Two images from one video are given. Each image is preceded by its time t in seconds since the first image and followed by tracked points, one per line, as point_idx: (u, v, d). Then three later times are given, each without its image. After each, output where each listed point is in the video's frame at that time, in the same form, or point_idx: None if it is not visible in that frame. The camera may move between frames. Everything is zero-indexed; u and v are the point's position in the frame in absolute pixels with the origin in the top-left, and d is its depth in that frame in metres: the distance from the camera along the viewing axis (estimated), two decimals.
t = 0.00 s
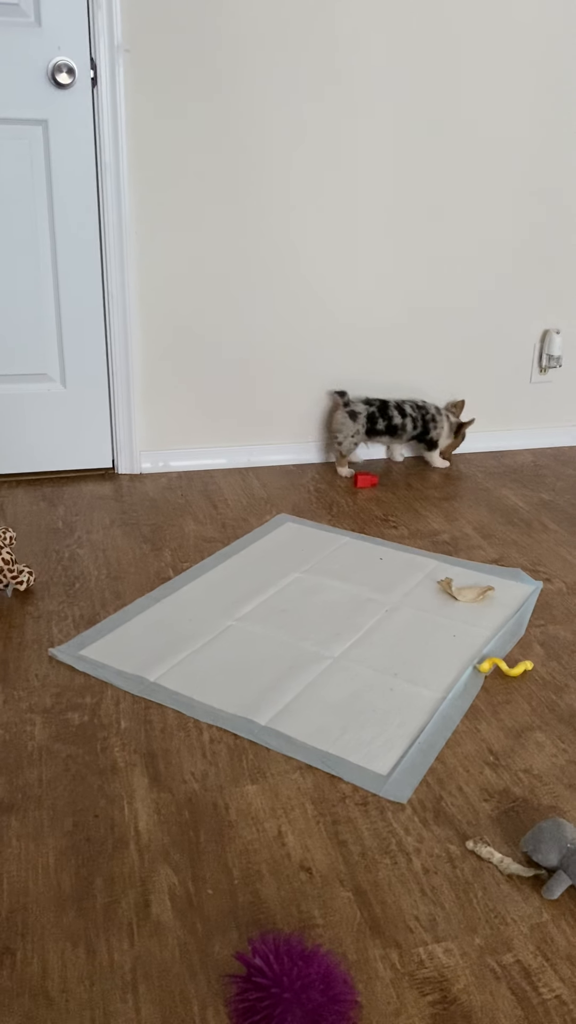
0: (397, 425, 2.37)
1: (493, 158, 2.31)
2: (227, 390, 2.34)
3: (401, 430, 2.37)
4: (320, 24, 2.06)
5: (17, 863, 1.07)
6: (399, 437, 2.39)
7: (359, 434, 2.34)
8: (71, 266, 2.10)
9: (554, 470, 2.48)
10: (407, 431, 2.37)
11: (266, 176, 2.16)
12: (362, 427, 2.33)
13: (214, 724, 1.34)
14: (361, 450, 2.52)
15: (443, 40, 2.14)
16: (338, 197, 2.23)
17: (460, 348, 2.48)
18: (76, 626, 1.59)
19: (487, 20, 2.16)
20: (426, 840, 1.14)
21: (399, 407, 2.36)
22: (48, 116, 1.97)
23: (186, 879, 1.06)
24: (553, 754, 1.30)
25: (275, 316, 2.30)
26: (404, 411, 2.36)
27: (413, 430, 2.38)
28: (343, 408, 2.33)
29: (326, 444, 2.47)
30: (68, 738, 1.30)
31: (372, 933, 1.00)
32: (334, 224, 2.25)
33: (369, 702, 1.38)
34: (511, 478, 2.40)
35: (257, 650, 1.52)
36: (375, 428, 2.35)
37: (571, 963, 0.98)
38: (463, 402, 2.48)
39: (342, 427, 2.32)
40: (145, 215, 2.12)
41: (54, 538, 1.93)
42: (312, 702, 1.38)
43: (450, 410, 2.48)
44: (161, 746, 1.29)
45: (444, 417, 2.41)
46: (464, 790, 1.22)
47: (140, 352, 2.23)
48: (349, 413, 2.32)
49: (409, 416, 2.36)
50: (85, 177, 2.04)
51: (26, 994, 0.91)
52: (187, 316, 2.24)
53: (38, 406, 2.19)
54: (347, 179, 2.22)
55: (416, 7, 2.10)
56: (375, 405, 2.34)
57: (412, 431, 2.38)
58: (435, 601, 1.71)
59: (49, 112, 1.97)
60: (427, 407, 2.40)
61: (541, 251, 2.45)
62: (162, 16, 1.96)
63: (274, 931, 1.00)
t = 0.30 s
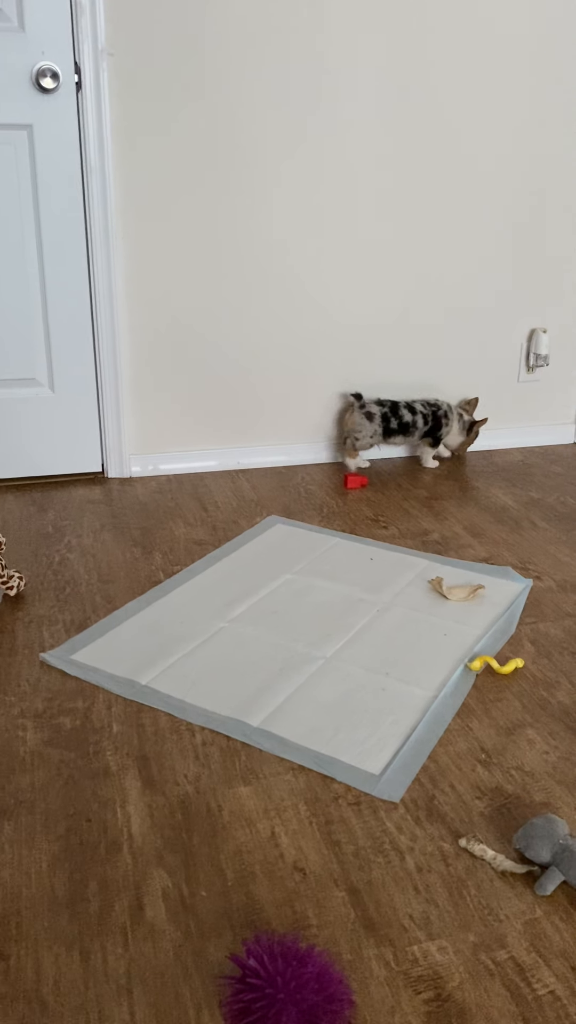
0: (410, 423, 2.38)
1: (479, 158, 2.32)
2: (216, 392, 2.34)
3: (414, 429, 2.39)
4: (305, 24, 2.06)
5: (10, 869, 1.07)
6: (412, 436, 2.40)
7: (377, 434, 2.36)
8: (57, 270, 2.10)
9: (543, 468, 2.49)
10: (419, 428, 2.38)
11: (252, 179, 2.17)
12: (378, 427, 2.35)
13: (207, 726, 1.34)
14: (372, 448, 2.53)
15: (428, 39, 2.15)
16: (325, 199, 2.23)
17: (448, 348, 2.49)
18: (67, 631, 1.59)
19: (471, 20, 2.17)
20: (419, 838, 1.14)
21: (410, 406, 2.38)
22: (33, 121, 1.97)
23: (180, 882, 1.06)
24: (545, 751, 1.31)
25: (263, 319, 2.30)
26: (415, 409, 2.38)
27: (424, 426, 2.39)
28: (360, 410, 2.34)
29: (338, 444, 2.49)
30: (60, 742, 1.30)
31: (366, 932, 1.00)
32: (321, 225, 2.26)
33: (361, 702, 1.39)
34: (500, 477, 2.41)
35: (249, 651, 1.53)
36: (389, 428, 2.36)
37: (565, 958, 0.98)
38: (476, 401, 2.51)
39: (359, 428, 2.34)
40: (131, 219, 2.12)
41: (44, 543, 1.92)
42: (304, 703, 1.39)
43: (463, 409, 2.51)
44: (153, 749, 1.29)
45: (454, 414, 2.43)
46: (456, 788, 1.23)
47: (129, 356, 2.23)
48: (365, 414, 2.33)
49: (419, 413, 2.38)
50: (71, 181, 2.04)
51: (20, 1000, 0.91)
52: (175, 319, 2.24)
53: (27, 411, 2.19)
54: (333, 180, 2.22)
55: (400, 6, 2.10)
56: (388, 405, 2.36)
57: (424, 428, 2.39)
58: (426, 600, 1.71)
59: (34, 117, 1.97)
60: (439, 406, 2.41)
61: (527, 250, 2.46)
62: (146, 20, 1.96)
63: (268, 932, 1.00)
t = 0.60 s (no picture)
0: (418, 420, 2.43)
1: (458, 157, 2.33)
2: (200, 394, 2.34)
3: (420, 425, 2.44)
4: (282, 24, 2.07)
5: None
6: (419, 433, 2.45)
7: (388, 433, 2.39)
8: (38, 273, 2.09)
9: (526, 465, 2.51)
10: (426, 425, 2.43)
11: (233, 180, 2.17)
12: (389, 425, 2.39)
13: (193, 726, 1.34)
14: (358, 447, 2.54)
15: (407, 38, 2.16)
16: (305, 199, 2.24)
17: (430, 347, 2.50)
18: (52, 634, 1.59)
19: (448, 19, 2.18)
20: (405, 834, 1.14)
21: (418, 402, 2.43)
22: (12, 125, 1.96)
23: (167, 882, 1.06)
24: (530, 745, 1.31)
25: (245, 320, 2.30)
26: (423, 406, 2.43)
27: (431, 423, 2.44)
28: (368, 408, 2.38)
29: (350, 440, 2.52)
30: (46, 745, 1.30)
31: (352, 928, 1.01)
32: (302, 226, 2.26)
33: (346, 700, 1.39)
34: (484, 475, 2.42)
35: (234, 651, 1.53)
36: (399, 426, 2.41)
37: (550, 950, 0.98)
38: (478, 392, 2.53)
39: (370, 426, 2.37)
40: (112, 221, 2.12)
41: (29, 547, 1.92)
42: (290, 702, 1.39)
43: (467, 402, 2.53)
44: (139, 751, 1.29)
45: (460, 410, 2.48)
46: (441, 784, 1.23)
47: (111, 358, 2.23)
48: (376, 413, 2.37)
49: (426, 409, 2.42)
50: (50, 184, 2.03)
51: (7, 1003, 0.91)
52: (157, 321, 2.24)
53: (10, 415, 2.19)
54: (313, 181, 2.23)
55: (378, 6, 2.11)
56: (397, 398, 2.41)
57: (431, 424, 2.44)
58: (410, 598, 1.72)
59: (13, 121, 1.96)
60: (445, 406, 2.46)
61: (508, 248, 2.47)
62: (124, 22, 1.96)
63: (255, 930, 1.00)
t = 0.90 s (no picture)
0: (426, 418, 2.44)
1: (436, 157, 2.34)
2: (182, 395, 2.34)
3: (429, 423, 2.45)
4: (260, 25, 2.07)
5: None
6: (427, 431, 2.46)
7: (387, 429, 2.43)
8: (18, 276, 2.09)
9: (508, 462, 2.53)
10: (435, 422, 2.45)
11: (212, 180, 2.17)
12: (390, 420, 2.42)
13: (178, 726, 1.34)
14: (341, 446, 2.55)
15: (384, 39, 2.17)
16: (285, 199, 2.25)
17: (411, 345, 2.51)
18: (36, 637, 1.59)
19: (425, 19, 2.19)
20: (390, 830, 1.15)
21: (426, 400, 2.44)
22: None
23: (153, 882, 1.06)
24: (513, 739, 1.32)
25: (226, 321, 2.31)
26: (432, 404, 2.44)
27: (441, 421, 2.45)
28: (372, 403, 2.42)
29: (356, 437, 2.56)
30: (31, 748, 1.29)
31: (339, 923, 1.01)
32: (282, 226, 2.27)
33: (331, 697, 1.40)
34: (466, 473, 2.44)
35: (219, 651, 1.53)
36: (404, 422, 2.43)
37: (534, 942, 0.99)
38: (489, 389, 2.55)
39: (371, 420, 2.42)
40: (91, 223, 2.12)
41: (11, 551, 1.92)
42: (274, 701, 1.39)
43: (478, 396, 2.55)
44: (125, 752, 1.29)
45: (471, 406, 2.49)
46: (426, 779, 1.24)
47: (93, 360, 2.23)
48: (377, 407, 2.41)
49: (435, 407, 2.44)
50: (29, 186, 2.03)
51: None
52: (138, 322, 2.24)
53: None
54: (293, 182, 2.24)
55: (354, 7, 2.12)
56: (403, 397, 2.43)
57: (441, 421, 2.46)
58: (394, 595, 1.73)
59: None
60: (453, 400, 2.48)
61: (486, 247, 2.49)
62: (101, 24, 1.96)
63: (242, 927, 1.00)
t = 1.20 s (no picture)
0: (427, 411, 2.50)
1: (416, 158, 2.36)
2: (165, 397, 2.35)
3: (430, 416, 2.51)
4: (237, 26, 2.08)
5: None
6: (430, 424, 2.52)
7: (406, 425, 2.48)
8: None
9: (491, 459, 2.54)
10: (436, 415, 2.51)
11: (193, 182, 2.18)
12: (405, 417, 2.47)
13: (164, 727, 1.34)
14: (325, 445, 2.56)
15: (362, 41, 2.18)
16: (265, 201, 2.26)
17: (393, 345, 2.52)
18: (21, 640, 1.59)
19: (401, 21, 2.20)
20: (375, 825, 1.16)
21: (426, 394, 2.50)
22: None
23: (140, 881, 1.07)
24: (496, 733, 1.34)
25: (208, 321, 2.31)
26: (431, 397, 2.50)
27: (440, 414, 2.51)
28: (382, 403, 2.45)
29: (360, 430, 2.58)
30: (17, 751, 1.30)
31: (325, 918, 1.02)
32: (262, 227, 2.28)
33: (316, 695, 1.41)
34: (449, 470, 2.46)
35: (204, 651, 1.54)
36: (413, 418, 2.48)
37: (518, 932, 1.01)
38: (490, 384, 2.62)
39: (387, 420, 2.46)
40: (71, 226, 2.12)
41: None
42: (260, 699, 1.40)
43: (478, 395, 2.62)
44: (111, 753, 1.29)
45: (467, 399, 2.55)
46: (410, 775, 1.25)
47: (75, 362, 2.23)
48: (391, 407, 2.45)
49: (435, 401, 2.49)
50: (8, 189, 2.03)
51: None
52: (120, 323, 2.24)
53: None
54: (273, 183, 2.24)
55: (331, 8, 2.13)
56: (408, 394, 2.48)
57: (440, 414, 2.51)
58: (378, 593, 1.74)
59: None
60: (455, 397, 2.54)
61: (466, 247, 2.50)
62: (79, 27, 1.96)
63: (229, 924, 1.01)
